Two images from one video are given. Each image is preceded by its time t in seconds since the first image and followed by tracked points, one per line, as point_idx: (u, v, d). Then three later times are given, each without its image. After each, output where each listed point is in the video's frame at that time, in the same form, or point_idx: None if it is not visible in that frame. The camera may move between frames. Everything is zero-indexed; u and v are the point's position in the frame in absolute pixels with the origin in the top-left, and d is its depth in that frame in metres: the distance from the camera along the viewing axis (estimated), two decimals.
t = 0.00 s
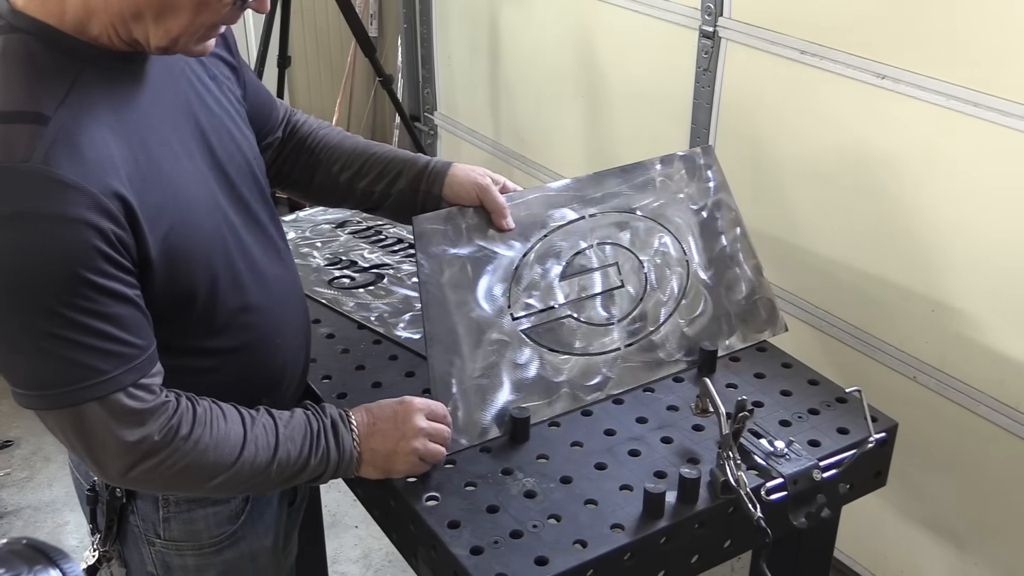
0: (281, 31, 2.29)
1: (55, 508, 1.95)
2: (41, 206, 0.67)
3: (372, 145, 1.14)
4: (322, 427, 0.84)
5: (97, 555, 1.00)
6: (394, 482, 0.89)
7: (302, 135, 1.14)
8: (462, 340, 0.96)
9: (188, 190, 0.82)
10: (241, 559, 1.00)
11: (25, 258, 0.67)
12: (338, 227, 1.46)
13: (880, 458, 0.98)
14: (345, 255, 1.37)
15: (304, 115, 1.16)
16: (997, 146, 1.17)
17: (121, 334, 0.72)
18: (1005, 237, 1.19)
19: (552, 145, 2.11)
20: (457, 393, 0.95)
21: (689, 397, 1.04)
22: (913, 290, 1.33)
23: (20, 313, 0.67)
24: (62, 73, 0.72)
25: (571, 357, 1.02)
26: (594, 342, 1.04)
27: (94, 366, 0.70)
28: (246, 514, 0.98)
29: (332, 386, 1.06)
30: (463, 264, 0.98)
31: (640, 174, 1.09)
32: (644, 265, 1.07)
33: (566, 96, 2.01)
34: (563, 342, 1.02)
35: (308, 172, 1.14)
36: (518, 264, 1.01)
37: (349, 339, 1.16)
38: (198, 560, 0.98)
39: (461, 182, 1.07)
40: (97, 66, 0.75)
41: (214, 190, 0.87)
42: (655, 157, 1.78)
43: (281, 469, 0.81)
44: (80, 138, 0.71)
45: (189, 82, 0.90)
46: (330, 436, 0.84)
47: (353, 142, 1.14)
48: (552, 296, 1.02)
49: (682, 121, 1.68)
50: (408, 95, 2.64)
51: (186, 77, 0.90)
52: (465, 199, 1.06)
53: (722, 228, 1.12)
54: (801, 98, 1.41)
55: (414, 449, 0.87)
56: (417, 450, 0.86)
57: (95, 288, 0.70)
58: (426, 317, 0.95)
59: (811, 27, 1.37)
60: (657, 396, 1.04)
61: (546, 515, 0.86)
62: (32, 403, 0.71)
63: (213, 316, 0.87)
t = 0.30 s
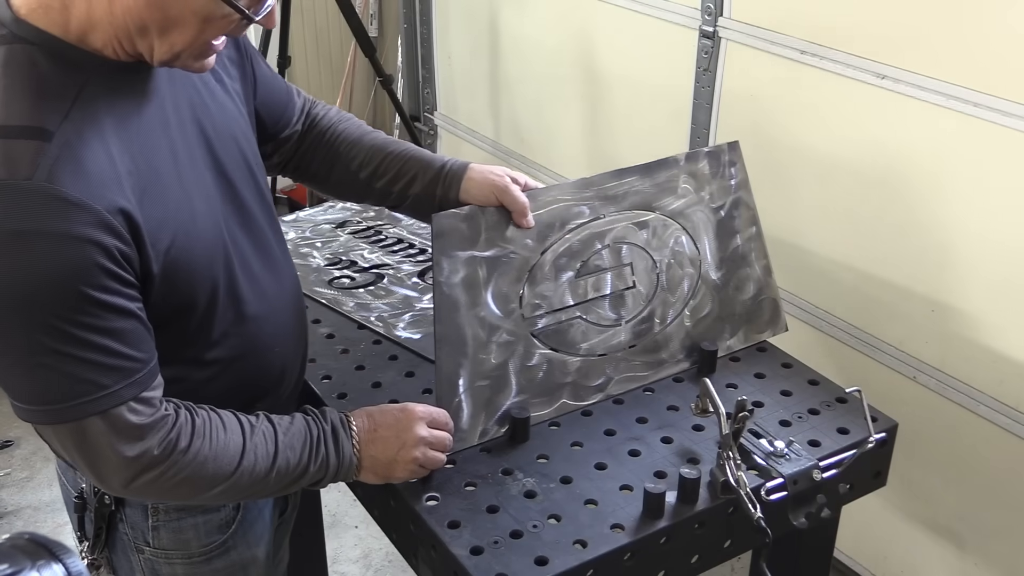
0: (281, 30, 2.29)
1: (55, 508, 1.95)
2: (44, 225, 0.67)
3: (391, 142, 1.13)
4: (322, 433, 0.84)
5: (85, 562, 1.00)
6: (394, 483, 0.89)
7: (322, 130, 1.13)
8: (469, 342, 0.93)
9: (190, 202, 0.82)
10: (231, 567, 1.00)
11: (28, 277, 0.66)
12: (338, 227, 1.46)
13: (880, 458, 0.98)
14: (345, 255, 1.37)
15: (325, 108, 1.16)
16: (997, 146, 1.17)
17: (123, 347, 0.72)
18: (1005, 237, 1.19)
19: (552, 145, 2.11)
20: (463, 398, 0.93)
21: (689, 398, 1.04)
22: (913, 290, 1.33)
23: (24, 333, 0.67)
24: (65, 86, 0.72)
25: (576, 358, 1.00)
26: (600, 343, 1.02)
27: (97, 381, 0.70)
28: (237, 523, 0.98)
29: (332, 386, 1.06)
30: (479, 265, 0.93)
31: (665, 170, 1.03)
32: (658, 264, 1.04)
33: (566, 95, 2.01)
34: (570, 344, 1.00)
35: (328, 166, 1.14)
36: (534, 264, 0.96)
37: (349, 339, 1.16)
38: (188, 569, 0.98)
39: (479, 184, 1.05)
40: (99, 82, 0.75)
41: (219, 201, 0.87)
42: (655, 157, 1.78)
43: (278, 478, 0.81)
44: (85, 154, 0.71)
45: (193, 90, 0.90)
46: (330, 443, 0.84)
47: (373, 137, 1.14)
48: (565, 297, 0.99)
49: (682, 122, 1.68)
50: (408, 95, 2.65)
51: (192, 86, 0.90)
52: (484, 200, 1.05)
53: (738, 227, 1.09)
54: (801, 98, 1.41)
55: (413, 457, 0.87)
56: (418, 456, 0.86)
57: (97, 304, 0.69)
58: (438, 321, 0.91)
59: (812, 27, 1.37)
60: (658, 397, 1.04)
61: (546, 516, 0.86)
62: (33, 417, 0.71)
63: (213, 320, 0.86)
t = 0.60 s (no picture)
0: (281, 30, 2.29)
1: (55, 508, 1.95)
2: (79, 224, 0.65)
3: (394, 141, 1.14)
4: (413, 454, 0.77)
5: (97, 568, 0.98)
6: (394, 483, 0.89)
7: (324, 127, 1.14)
8: (469, 343, 0.93)
9: (211, 202, 0.81)
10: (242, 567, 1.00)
11: (60, 277, 0.65)
12: (338, 227, 1.46)
13: (879, 458, 0.98)
14: (345, 255, 1.37)
15: (328, 105, 1.16)
16: (997, 146, 1.17)
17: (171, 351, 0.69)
18: (1005, 236, 1.19)
19: (552, 145, 2.11)
20: (465, 397, 0.93)
21: (689, 398, 1.04)
22: (914, 290, 1.33)
23: (62, 335, 0.66)
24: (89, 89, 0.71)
25: (576, 357, 1.00)
26: (600, 342, 1.02)
27: (142, 387, 0.68)
28: (249, 524, 0.99)
29: (332, 386, 1.06)
30: (479, 265, 0.93)
31: (665, 171, 1.04)
32: (658, 265, 1.04)
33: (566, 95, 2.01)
34: (569, 344, 1.00)
35: (329, 164, 1.14)
36: (535, 264, 0.96)
37: (350, 339, 1.16)
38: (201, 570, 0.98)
39: (480, 187, 1.06)
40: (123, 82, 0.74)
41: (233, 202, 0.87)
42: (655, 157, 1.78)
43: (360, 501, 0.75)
44: (118, 152, 0.70)
45: (207, 92, 0.90)
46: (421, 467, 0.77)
47: (376, 135, 1.14)
48: (565, 297, 0.99)
49: (682, 122, 1.68)
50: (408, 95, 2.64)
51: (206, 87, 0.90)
52: (485, 203, 1.05)
53: (739, 227, 1.09)
54: (801, 97, 1.41)
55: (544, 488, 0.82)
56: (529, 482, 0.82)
57: (137, 300, 0.67)
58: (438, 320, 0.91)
59: (812, 27, 1.37)
60: (657, 397, 1.05)
61: (546, 515, 0.86)
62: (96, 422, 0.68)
63: (227, 320, 0.86)
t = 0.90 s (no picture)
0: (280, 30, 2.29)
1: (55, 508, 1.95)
2: (179, 218, 0.65)
3: (388, 139, 1.14)
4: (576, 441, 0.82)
5: None
6: (394, 482, 0.89)
7: (312, 129, 1.13)
8: (471, 342, 0.93)
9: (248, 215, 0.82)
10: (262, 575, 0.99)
11: (187, 265, 0.64)
12: (338, 227, 1.46)
13: (880, 459, 0.98)
14: (345, 255, 1.37)
15: (311, 105, 1.15)
16: (996, 146, 1.17)
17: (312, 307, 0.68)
18: (1005, 237, 1.19)
19: (552, 145, 2.11)
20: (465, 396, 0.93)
21: (690, 398, 1.04)
22: (914, 290, 1.33)
23: (191, 325, 0.65)
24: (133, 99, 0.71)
25: (577, 358, 1.00)
26: (602, 343, 1.02)
27: (298, 346, 0.67)
28: (263, 531, 0.98)
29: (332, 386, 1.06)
30: (482, 266, 0.92)
31: (672, 172, 1.03)
32: (662, 266, 1.04)
33: (566, 95, 2.01)
34: (571, 344, 1.00)
35: (325, 171, 1.13)
36: (539, 266, 0.96)
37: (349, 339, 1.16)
38: None
39: (489, 189, 1.06)
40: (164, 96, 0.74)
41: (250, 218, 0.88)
42: (655, 157, 1.78)
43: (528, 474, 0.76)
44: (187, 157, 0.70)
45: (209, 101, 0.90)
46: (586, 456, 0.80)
47: (369, 136, 1.14)
48: (568, 298, 0.99)
49: (682, 122, 1.68)
50: (409, 95, 2.64)
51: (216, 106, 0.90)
52: (493, 204, 1.05)
53: (743, 227, 1.08)
54: (802, 97, 1.41)
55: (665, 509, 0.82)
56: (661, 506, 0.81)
57: (265, 271, 0.66)
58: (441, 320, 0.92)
59: (812, 27, 1.37)
60: (658, 397, 1.05)
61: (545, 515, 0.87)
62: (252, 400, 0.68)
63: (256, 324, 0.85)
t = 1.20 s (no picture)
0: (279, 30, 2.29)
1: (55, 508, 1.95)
2: (225, 228, 0.64)
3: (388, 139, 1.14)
4: (589, 457, 0.82)
5: None
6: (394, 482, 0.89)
7: (311, 128, 1.12)
8: (472, 342, 0.93)
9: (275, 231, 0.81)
10: None
11: (234, 275, 0.63)
12: (338, 227, 1.46)
13: (879, 459, 0.98)
14: (345, 255, 1.37)
15: (309, 104, 1.14)
16: (996, 146, 1.17)
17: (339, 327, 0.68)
18: (1005, 237, 1.19)
19: (552, 145, 2.11)
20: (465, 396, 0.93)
21: (690, 398, 1.04)
22: (914, 290, 1.33)
23: (228, 336, 0.64)
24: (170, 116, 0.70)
25: (577, 358, 1.01)
26: (601, 343, 1.02)
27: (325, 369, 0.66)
28: (266, 544, 0.99)
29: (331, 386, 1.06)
30: (482, 266, 0.92)
31: (671, 172, 1.03)
32: (662, 265, 1.04)
33: (567, 95, 2.01)
34: (571, 344, 1.00)
35: (325, 171, 1.13)
36: (539, 266, 0.96)
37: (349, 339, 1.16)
38: None
39: (490, 190, 1.06)
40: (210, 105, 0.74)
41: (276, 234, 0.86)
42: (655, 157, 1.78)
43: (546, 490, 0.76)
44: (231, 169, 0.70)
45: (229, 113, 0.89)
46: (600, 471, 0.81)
47: (368, 136, 1.14)
48: (568, 298, 0.99)
49: (682, 122, 1.68)
50: (409, 95, 2.64)
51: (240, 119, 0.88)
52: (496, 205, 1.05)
53: (743, 227, 1.08)
54: (802, 97, 1.41)
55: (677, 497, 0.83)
56: (679, 501, 0.82)
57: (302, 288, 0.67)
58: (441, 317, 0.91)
59: (812, 27, 1.37)
60: (658, 397, 1.05)
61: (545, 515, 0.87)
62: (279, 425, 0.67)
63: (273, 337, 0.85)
